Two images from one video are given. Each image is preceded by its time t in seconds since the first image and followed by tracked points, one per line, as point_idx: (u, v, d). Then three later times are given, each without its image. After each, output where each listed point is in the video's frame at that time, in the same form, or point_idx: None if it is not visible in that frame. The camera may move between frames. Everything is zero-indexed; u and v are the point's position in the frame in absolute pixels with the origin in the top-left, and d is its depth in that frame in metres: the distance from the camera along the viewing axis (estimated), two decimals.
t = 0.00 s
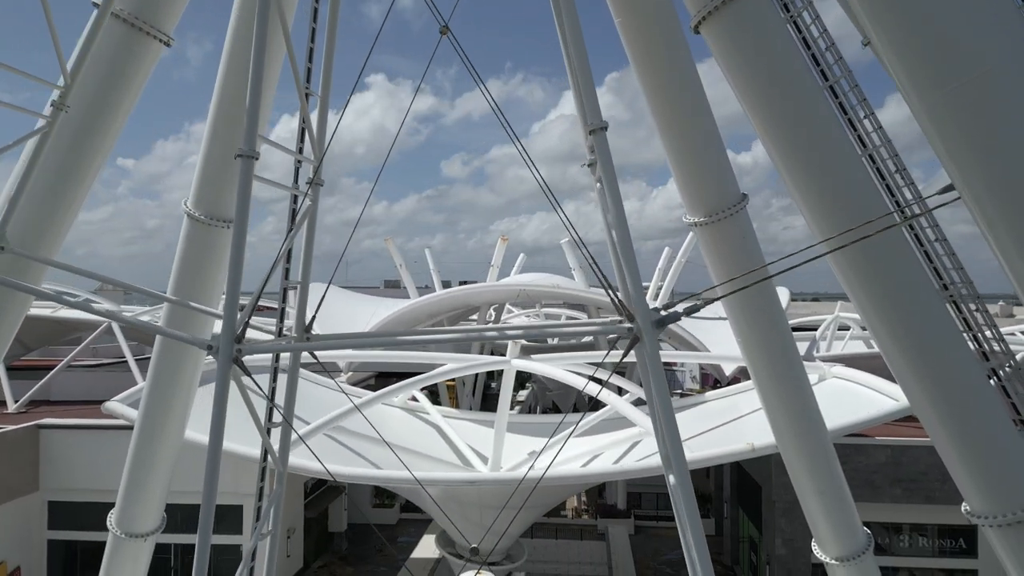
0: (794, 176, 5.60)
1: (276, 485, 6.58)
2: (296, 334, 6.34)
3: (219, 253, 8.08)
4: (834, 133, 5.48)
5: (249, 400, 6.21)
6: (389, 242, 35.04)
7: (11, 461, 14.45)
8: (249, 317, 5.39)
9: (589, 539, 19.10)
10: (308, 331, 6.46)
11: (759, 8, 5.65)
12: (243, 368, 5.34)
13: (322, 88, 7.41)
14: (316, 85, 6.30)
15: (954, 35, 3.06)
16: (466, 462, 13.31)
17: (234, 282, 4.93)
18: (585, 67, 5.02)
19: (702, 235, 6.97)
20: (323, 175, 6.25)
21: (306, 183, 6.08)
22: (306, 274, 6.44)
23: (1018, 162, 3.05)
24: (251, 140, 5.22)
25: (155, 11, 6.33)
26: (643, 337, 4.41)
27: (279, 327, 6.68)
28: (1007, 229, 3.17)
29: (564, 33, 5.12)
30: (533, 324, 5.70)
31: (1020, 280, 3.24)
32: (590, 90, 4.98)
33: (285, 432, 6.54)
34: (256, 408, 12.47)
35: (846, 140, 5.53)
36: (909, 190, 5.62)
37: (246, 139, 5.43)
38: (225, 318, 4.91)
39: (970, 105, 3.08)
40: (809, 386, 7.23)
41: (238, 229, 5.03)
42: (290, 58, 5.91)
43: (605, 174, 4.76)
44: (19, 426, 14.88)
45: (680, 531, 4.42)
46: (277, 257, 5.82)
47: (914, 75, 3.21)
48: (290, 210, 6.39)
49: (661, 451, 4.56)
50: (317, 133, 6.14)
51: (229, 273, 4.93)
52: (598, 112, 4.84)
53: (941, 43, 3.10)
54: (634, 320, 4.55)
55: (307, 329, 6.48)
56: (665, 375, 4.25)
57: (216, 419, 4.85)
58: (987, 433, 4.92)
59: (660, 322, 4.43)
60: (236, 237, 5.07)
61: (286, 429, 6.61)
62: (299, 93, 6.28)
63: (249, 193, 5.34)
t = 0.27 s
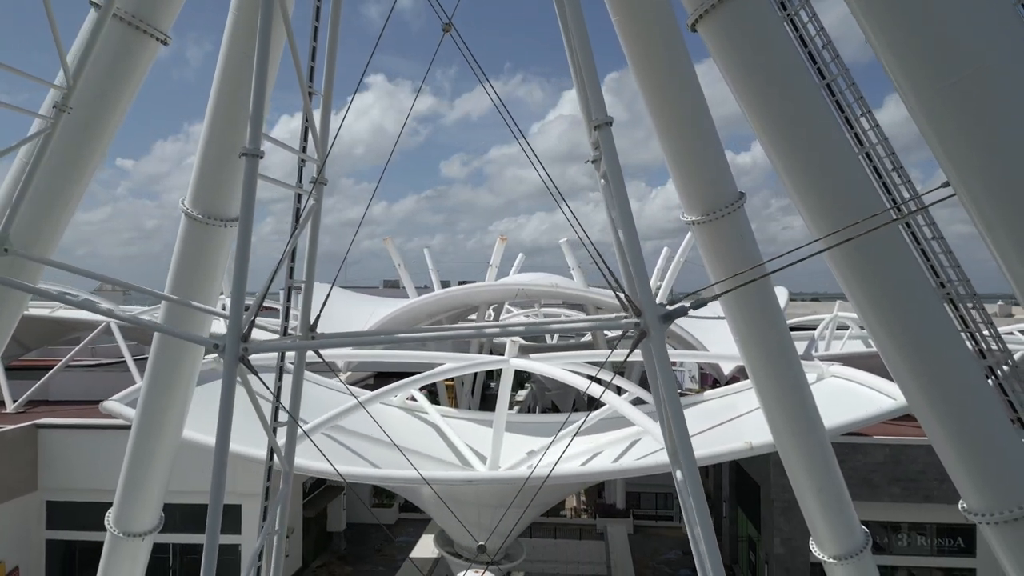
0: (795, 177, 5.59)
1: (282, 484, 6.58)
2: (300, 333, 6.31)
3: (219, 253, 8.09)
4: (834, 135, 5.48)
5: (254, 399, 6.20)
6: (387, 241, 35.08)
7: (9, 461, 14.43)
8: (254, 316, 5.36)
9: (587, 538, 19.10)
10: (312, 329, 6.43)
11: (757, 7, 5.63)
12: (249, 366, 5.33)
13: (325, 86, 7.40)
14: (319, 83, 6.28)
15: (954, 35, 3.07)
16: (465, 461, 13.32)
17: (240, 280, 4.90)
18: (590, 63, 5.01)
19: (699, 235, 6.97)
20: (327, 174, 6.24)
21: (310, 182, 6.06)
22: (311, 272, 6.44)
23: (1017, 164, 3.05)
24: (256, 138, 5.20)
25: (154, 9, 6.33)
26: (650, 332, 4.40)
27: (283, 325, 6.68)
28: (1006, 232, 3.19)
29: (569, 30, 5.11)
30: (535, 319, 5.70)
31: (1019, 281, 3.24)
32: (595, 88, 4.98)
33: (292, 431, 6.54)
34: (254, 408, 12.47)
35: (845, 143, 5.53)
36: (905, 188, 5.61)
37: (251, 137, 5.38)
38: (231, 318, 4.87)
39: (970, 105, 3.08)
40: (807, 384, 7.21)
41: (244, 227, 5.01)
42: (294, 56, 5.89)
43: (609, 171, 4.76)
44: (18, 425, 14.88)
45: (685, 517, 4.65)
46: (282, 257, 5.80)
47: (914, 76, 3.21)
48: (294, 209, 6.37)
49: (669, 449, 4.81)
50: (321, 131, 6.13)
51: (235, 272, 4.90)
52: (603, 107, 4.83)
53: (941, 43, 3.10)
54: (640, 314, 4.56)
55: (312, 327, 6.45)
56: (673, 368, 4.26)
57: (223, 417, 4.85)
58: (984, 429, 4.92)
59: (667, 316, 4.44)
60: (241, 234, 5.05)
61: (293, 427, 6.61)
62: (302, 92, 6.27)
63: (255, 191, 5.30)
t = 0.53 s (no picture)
0: (793, 171, 5.47)
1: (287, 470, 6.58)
2: (305, 318, 6.41)
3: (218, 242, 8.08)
4: (833, 128, 5.37)
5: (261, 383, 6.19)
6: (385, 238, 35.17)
7: (8, 456, 14.45)
8: (259, 301, 5.33)
9: (586, 534, 19.11)
10: (316, 315, 6.52)
11: None
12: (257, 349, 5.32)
13: (328, 75, 7.39)
14: (322, 70, 6.29)
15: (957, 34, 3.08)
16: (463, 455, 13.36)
17: (247, 265, 4.88)
18: (595, 45, 5.03)
19: (697, 225, 6.90)
20: (330, 160, 6.25)
21: (315, 167, 6.07)
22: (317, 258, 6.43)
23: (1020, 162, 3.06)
24: (260, 123, 5.25)
25: None
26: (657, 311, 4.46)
27: (287, 313, 6.68)
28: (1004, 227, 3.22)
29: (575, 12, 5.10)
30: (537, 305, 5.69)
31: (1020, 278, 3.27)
32: (599, 71, 4.99)
33: (299, 417, 6.53)
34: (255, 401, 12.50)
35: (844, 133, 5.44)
36: (902, 174, 5.63)
37: (255, 121, 5.36)
38: (238, 301, 4.85)
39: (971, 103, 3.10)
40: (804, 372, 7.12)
41: (249, 211, 5.00)
42: (299, 41, 5.91)
43: (616, 152, 4.76)
44: (16, 420, 14.87)
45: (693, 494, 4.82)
46: (286, 244, 5.79)
47: (919, 74, 3.21)
48: (298, 196, 6.35)
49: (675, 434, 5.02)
50: (325, 118, 6.14)
51: (241, 254, 4.87)
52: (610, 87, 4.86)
53: (944, 40, 3.11)
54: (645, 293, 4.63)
55: (315, 313, 6.54)
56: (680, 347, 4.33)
57: (230, 399, 4.84)
58: (981, 416, 4.91)
59: (675, 295, 4.49)
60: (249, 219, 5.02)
61: (299, 414, 6.60)
62: (306, 78, 6.27)
63: (261, 176, 5.27)
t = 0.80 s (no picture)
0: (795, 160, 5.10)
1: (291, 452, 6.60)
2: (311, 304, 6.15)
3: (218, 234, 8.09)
4: (834, 111, 5.01)
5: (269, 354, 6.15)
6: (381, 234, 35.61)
7: (8, 448, 14.45)
8: (265, 277, 5.31)
9: (586, 528, 19.12)
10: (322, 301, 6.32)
11: None
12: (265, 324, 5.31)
13: (330, 58, 7.40)
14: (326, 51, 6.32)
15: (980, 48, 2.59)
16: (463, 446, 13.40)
17: (255, 242, 4.85)
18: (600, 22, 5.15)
19: (694, 207, 6.75)
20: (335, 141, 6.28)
21: (320, 146, 6.08)
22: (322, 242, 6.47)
23: None
24: (266, 100, 5.29)
25: None
26: (663, 284, 4.59)
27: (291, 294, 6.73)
28: (1023, 262, 2.83)
29: None
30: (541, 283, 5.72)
31: None
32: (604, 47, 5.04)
33: (305, 400, 6.54)
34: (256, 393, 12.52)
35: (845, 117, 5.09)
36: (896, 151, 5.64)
37: (261, 98, 5.38)
38: (244, 278, 4.82)
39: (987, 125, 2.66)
40: (800, 355, 6.97)
41: (254, 186, 5.01)
42: (304, 20, 5.92)
43: (622, 126, 4.95)
44: (14, 414, 14.85)
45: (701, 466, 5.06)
46: (290, 226, 5.78)
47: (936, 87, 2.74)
48: (303, 176, 6.35)
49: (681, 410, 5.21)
50: (329, 98, 6.16)
51: (248, 229, 4.87)
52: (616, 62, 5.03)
53: (956, 44, 2.63)
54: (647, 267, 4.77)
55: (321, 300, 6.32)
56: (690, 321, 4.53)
57: (239, 376, 4.84)
58: (982, 394, 4.74)
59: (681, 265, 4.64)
60: (256, 195, 5.02)
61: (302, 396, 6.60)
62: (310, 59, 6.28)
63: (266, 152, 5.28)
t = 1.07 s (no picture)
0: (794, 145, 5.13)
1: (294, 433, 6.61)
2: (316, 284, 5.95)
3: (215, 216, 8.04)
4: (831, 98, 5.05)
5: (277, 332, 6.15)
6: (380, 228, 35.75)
7: (7, 440, 14.47)
8: (272, 253, 5.33)
9: (585, 522, 19.12)
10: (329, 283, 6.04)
11: None
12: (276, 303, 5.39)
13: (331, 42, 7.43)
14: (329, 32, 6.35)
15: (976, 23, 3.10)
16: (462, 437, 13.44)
17: (262, 217, 4.90)
18: None
19: (689, 192, 6.64)
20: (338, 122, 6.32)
21: (323, 126, 6.12)
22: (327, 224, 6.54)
23: None
24: (271, 76, 5.34)
25: None
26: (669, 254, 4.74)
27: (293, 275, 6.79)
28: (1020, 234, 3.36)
29: None
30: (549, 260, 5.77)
31: None
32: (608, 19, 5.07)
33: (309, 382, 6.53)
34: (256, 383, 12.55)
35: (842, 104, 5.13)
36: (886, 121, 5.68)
37: (266, 74, 5.41)
38: (252, 251, 4.86)
39: (982, 91, 3.14)
40: (795, 338, 6.96)
41: (260, 162, 5.06)
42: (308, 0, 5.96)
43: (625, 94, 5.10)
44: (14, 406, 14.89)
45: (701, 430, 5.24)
46: (295, 206, 5.82)
47: (934, 60, 3.28)
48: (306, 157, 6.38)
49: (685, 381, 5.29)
50: (331, 78, 6.19)
51: (255, 203, 4.91)
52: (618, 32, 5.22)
53: (965, 48, 3.14)
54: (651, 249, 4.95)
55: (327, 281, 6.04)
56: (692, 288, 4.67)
57: (245, 349, 4.86)
58: (977, 373, 4.76)
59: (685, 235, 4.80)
60: (261, 171, 5.07)
61: (306, 378, 6.61)
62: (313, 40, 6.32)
63: (271, 129, 5.32)
